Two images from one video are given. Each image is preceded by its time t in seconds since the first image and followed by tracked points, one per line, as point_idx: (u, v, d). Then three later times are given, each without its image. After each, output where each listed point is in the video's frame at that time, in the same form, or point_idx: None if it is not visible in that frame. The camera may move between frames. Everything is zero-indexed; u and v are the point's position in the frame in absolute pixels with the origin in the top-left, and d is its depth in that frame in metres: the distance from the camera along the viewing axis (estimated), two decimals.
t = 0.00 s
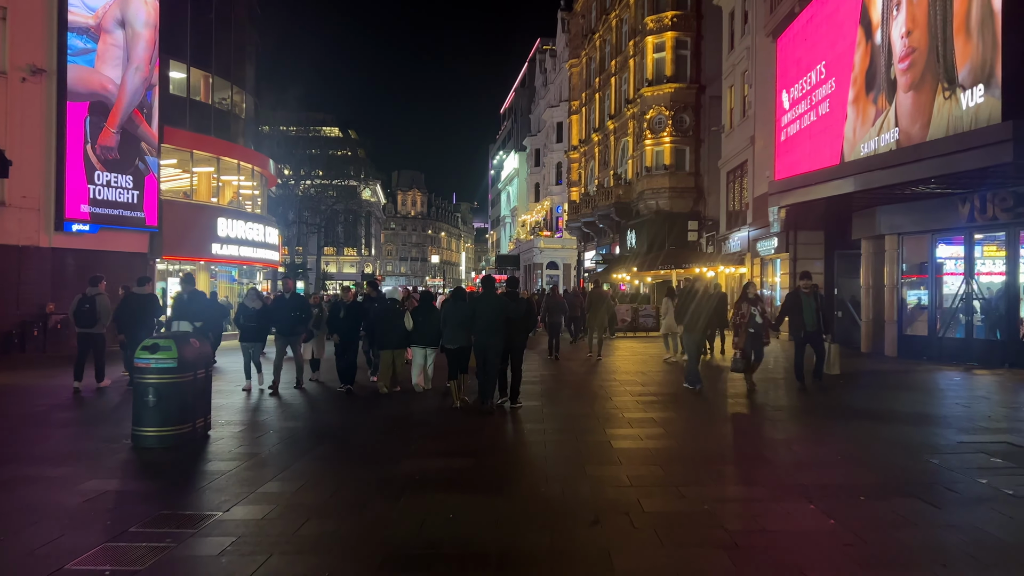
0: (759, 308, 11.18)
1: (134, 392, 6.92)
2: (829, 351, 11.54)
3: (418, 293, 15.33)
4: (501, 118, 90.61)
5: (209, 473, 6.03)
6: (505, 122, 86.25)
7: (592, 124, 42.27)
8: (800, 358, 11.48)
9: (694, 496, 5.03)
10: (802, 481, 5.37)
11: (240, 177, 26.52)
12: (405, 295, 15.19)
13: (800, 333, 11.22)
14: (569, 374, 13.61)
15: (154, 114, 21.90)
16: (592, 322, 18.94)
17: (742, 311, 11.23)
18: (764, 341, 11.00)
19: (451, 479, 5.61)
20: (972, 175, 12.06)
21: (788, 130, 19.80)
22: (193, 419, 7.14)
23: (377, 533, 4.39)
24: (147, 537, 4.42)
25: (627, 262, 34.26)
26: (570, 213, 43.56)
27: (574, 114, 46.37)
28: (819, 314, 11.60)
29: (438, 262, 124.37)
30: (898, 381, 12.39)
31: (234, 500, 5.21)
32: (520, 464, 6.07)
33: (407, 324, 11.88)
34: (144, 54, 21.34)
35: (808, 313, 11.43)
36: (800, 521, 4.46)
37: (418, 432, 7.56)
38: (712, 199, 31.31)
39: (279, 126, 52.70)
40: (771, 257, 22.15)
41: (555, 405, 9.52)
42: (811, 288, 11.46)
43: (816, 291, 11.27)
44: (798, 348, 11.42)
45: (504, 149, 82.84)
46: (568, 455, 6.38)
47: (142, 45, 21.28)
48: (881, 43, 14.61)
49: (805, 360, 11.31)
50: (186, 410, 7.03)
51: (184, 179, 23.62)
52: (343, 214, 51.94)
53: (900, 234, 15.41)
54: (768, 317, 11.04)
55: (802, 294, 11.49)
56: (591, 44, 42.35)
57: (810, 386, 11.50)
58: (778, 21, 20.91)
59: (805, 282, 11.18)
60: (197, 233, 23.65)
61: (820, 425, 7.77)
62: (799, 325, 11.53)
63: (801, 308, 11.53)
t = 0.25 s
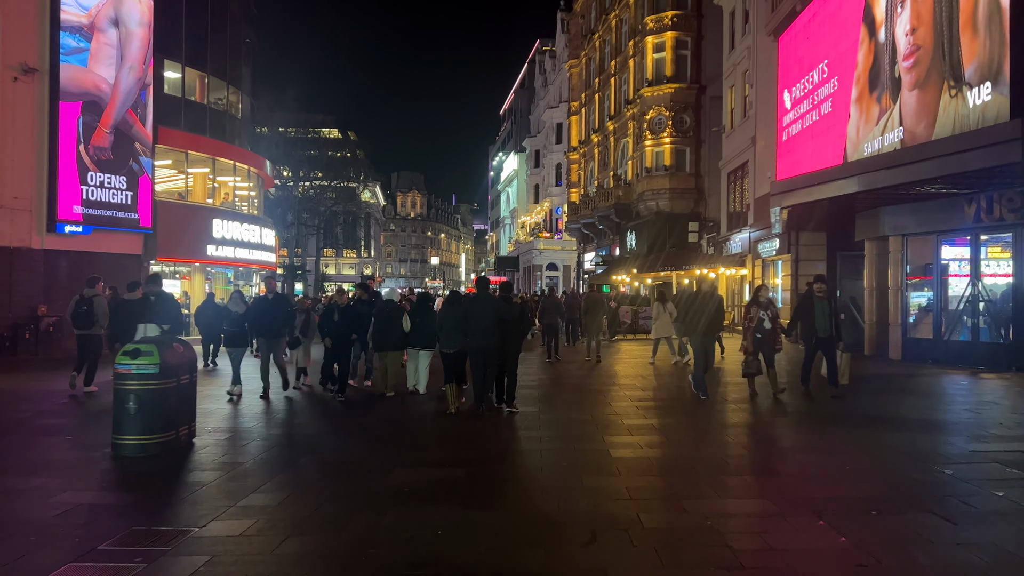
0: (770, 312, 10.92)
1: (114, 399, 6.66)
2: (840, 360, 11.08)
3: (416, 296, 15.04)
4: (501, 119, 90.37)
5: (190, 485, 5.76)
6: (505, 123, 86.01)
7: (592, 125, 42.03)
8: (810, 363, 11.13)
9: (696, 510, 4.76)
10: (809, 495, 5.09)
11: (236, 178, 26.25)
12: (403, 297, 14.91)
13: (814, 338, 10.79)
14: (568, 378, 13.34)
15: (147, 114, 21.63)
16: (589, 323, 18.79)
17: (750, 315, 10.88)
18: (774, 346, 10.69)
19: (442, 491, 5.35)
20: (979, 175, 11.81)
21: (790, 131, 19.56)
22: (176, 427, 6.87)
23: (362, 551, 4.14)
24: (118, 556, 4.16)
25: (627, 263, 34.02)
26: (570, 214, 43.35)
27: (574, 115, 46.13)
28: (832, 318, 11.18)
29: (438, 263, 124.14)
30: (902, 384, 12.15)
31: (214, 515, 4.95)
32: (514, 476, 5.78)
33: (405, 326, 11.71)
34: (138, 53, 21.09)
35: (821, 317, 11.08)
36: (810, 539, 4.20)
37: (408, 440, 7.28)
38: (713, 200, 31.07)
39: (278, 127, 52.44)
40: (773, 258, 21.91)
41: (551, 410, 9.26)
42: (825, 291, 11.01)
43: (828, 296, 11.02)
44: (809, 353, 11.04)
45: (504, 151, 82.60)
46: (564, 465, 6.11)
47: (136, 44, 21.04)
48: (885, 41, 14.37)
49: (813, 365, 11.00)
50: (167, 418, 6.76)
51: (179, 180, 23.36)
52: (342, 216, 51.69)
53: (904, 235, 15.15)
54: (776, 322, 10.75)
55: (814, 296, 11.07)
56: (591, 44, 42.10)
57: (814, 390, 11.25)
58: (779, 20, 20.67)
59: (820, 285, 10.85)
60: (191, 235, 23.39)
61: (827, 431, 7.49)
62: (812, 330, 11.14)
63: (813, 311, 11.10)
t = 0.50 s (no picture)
0: (782, 307, 10.14)
1: (89, 400, 6.41)
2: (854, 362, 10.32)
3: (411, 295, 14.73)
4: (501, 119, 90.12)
5: (163, 489, 5.50)
6: (504, 124, 85.74)
7: (591, 124, 41.77)
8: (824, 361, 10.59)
9: (691, 518, 4.49)
10: (813, 501, 4.83)
11: (231, 176, 25.97)
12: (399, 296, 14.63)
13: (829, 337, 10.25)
14: (564, 378, 13.07)
15: (140, 112, 21.36)
16: (586, 321, 18.69)
17: (760, 314, 10.16)
18: (786, 346, 9.99)
19: (426, 497, 5.10)
20: (984, 170, 11.56)
21: (791, 128, 19.30)
22: (153, 428, 6.62)
23: (336, 561, 3.88)
24: (77, 566, 3.91)
25: (626, 263, 33.77)
26: (568, 214, 43.11)
27: (573, 114, 45.90)
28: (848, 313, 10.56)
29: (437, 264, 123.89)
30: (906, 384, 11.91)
31: (185, 522, 4.69)
32: (503, 481, 5.51)
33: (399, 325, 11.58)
34: (130, 50, 20.84)
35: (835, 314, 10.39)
36: (812, 549, 3.95)
37: (397, 441, 7.01)
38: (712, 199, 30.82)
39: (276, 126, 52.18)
40: (774, 257, 21.66)
41: (546, 411, 8.99)
42: (839, 287, 10.44)
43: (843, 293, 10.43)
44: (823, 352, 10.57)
45: (503, 151, 82.34)
46: (555, 469, 5.85)
47: (128, 41, 20.79)
48: (887, 35, 14.12)
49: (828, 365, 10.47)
50: (143, 419, 6.50)
51: (173, 179, 23.10)
52: (341, 216, 51.44)
53: (907, 233, 14.90)
54: (789, 321, 10.00)
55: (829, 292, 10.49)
56: (590, 43, 41.84)
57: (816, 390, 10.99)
58: (780, 16, 20.42)
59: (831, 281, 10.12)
60: (185, 234, 23.12)
61: (831, 432, 7.24)
62: (826, 328, 10.63)
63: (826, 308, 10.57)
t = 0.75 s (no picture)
0: (799, 312, 9.60)
1: (66, 409, 6.12)
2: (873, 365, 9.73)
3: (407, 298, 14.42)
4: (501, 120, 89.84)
5: (142, 505, 5.22)
6: (504, 124, 85.46)
7: (591, 124, 41.49)
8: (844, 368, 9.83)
9: (702, 540, 4.21)
10: (829, 519, 4.55)
11: (227, 177, 25.67)
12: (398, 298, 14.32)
13: (848, 341, 9.51)
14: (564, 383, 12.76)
15: (134, 111, 21.06)
16: (585, 322, 18.49)
17: (776, 316, 9.59)
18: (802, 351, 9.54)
19: (418, 514, 4.82)
20: (996, 169, 11.28)
21: (794, 127, 19.01)
22: (136, 439, 6.33)
23: None
24: None
25: (626, 264, 33.48)
26: (568, 215, 42.80)
27: (573, 114, 45.61)
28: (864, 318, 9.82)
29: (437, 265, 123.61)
30: (915, 389, 11.63)
31: (161, 542, 4.41)
32: (500, 496, 5.23)
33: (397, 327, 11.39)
34: (124, 49, 20.55)
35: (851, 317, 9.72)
36: None
37: (390, 451, 6.72)
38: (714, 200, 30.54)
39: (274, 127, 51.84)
40: (777, 258, 21.39)
41: (546, 417, 8.70)
42: (857, 289, 9.72)
43: (861, 295, 9.71)
44: (843, 357, 9.76)
45: (503, 152, 82.06)
46: (555, 483, 5.56)
47: (122, 39, 20.49)
48: (895, 32, 13.84)
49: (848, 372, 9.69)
50: (125, 429, 6.21)
51: (168, 179, 22.80)
52: (340, 216, 51.14)
53: (915, 234, 14.57)
54: (806, 325, 9.53)
55: (847, 295, 9.72)
56: (590, 43, 41.53)
57: (823, 394, 10.70)
58: (782, 13, 20.13)
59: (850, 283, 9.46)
60: (180, 235, 22.83)
61: (842, 440, 6.95)
62: (844, 331, 9.80)
63: (844, 311, 9.82)
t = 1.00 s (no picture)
0: (815, 312, 9.25)
1: (46, 411, 5.85)
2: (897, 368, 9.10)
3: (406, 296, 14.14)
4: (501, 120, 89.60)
5: (122, 510, 4.96)
6: (503, 124, 85.21)
7: (592, 123, 41.22)
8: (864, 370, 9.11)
9: (717, 549, 3.95)
10: (851, 528, 4.29)
11: (224, 175, 25.40)
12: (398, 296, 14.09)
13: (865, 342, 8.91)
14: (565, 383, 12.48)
15: (130, 108, 20.79)
16: (585, 322, 18.30)
17: (792, 316, 9.22)
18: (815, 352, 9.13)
19: (413, 520, 4.57)
20: (1007, 164, 11.03)
21: (798, 124, 18.75)
22: (120, 441, 6.06)
23: None
24: None
25: (627, 263, 33.21)
26: (569, 214, 42.52)
27: (573, 113, 45.35)
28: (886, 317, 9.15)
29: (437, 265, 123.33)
30: (925, 388, 11.38)
31: (140, 551, 4.15)
32: (501, 501, 4.96)
33: (396, 325, 11.24)
34: (119, 44, 20.28)
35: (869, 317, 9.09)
36: None
37: (387, 453, 6.46)
38: (716, 199, 30.29)
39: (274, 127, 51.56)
40: (781, 257, 21.15)
41: (547, 418, 8.43)
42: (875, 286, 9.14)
43: (879, 293, 9.13)
44: (864, 360, 8.99)
45: (503, 151, 81.79)
46: (558, 487, 5.30)
47: (117, 35, 20.22)
48: (902, 25, 13.59)
49: (868, 376, 8.93)
50: (107, 431, 5.94)
51: (165, 177, 22.55)
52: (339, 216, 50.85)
53: (922, 232, 14.33)
54: (824, 325, 9.14)
55: (864, 293, 9.17)
56: (591, 41, 41.28)
57: (831, 393, 10.47)
58: (786, 9, 19.88)
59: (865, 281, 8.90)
60: (177, 234, 22.57)
61: (856, 441, 6.69)
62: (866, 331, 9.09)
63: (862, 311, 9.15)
